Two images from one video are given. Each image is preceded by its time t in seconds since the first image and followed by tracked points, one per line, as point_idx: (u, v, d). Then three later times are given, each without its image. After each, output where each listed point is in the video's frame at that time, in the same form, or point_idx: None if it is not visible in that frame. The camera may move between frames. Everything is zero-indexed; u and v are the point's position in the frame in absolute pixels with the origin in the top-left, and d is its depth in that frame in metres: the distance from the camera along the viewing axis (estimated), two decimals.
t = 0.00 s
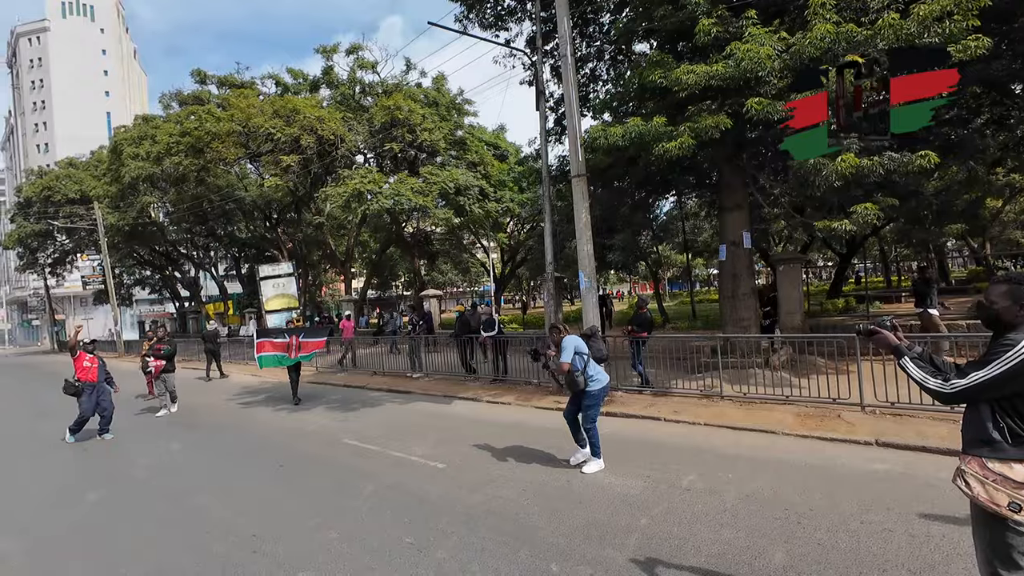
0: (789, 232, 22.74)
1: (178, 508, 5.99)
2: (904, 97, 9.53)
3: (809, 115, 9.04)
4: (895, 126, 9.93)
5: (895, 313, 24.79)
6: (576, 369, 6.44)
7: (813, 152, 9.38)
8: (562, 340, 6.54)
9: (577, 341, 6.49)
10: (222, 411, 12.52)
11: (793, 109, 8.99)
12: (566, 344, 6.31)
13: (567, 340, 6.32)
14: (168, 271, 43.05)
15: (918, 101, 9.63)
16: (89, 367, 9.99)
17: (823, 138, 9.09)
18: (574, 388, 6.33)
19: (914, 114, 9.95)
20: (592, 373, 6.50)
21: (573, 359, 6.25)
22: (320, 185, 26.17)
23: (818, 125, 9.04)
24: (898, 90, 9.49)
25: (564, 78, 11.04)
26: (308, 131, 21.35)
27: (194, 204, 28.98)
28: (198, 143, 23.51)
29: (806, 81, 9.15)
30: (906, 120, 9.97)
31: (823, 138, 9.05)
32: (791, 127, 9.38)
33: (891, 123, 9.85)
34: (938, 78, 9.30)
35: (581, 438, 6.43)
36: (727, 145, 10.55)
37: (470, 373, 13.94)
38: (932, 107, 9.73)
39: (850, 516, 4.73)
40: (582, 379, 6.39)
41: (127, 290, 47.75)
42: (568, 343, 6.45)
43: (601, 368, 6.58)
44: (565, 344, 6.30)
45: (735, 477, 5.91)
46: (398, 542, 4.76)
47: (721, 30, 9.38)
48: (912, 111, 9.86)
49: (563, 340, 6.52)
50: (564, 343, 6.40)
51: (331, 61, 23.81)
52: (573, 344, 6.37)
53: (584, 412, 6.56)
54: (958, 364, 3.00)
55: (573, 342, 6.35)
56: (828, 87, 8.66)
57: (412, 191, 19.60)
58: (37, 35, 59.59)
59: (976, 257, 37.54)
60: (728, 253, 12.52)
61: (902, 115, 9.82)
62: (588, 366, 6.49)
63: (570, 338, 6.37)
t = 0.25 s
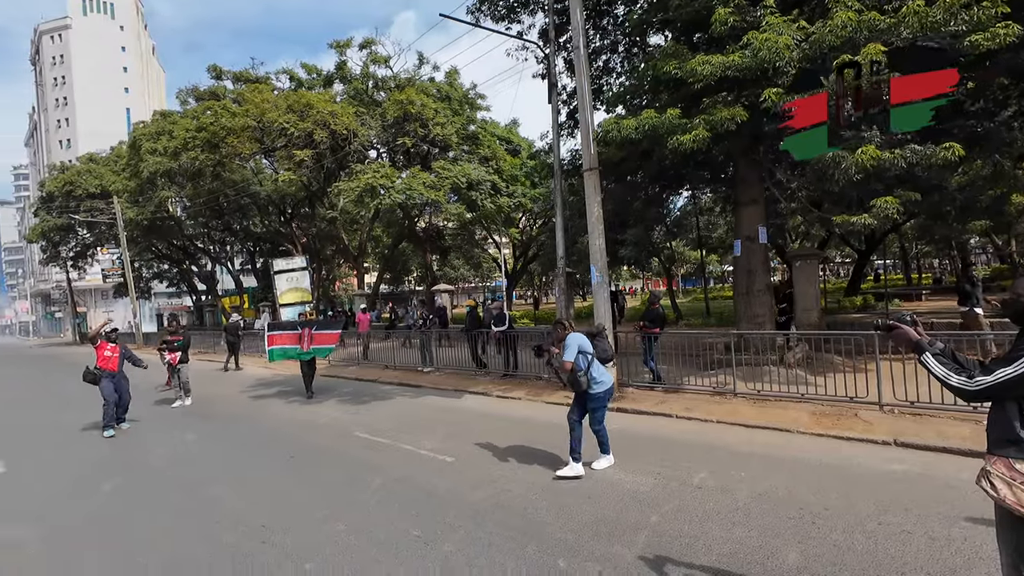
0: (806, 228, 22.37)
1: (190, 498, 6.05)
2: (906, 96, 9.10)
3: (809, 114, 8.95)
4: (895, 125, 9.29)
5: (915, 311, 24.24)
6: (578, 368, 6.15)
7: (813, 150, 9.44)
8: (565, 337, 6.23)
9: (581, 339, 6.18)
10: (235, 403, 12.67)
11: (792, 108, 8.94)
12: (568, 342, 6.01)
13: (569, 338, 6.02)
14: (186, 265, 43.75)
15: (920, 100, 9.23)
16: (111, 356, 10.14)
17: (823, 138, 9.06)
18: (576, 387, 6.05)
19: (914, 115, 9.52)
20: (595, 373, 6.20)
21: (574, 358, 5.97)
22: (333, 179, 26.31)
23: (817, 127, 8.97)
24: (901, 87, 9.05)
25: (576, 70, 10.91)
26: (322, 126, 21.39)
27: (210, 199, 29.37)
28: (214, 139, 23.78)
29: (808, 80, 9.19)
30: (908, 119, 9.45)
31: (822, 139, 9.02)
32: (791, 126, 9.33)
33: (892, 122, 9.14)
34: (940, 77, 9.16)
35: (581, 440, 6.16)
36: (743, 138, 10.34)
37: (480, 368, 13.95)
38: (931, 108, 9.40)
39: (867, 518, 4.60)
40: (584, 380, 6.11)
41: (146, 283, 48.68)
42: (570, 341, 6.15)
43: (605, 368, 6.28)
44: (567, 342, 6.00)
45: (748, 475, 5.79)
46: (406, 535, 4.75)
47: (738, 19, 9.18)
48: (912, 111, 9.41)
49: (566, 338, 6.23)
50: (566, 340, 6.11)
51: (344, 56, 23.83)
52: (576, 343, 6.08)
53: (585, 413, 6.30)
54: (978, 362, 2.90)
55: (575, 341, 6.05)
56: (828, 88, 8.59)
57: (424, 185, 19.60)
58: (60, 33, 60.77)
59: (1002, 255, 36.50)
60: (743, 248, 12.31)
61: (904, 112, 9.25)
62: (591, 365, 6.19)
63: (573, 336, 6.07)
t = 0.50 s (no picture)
0: (825, 224, 21.91)
1: (206, 488, 6.15)
2: (906, 97, 9.11)
3: (809, 115, 9.40)
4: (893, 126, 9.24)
5: (938, 310, 23.63)
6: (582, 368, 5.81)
7: (812, 148, 10.00)
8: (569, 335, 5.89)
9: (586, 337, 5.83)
10: (250, 396, 12.82)
11: (792, 109, 9.38)
12: (572, 341, 5.67)
13: (573, 336, 5.68)
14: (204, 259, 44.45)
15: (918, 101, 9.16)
16: (132, 357, 10.37)
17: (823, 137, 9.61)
18: (579, 389, 5.72)
19: (914, 116, 9.38)
20: (600, 374, 5.86)
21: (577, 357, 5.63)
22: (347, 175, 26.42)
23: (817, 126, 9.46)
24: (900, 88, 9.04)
25: (591, 63, 10.76)
26: (336, 121, 21.42)
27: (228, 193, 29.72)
28: (230, 134, 24.03)
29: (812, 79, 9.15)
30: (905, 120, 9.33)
31: (822, 138, 9.59)
32: (792, 126, 9.80)
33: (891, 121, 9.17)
34: (939, 77, 9.10)
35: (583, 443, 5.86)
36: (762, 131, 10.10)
37: (492, 364, 13.93)
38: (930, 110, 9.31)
39: (887, 521, 4.47)
40: (588, 381, 5.76)
41: (165, 277, 49.57)
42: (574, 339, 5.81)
43: (610, 370, 5.93)
44: (571, 341, 5.67)
45: (765, 476, 5.66)
46: (415, 530, 4.72)
47: (758, 9, 8.98)
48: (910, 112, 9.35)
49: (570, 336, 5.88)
50: (569, 339, 5.76)
51: (359, 51, 23.86)
52: (580, 341, 5.73)
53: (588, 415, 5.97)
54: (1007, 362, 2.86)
55: (579, 339, 5.71)
56: (828, 89, 8.95)
57: (438, 180, 19.59)
58: (82, 31, 61.90)
59: None
60: (760, 244, 12.08)
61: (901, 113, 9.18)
62: (595, 366, 5.85)
63: (578, 335, 5.73)
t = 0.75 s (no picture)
0: (845, 220, 21.45)
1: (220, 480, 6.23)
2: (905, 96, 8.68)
3: (809, 115, 9.03)
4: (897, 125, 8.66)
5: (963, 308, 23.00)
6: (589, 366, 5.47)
7: (812, 148, 9.71)
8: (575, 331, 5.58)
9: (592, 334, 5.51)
10: (266, 390, 12.99)
11: (792, 109, 9.00)
12: (577, 337, 5.35)
13: (578, 332, 5.38)
14: (222, 255, 45.18)
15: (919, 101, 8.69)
16: (155, 346, 10.55)
17: (823, 137, 9.29)
18: (585, 388, 5.38)
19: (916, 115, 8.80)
20: (608, 373, 5.51)
21: (583, 354, 5.32)
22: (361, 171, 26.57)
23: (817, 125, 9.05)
24: (897, 88, 8.63)
25: (605, 57, 10.63)
26: (350, 118, 21.50)
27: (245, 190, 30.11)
28: (247, 131, 24.29)
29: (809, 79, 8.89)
30: (909, 119, 8.74)
31: (822, 138, 9.26)
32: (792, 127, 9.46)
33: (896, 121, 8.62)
34: (937, 76, 8.75)
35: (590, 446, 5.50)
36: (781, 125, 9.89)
37: (504, 359, 13.92)
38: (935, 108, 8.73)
39: (909, 524, 4.34)
40: (595, 380, 5.42)
41: (185, 272, 50.53)
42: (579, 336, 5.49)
43: (618, 368, 5.57)
44: (576, 337, 5.36)
45: (781, 476, 5.54)
46: (425, 525, 4.72)
47: None
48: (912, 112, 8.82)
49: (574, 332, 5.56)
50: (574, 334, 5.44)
51: (373, 48, 23.91)
52: (586, 337, 5.42)
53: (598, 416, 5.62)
54: None
55: (584, 335, 5.38)
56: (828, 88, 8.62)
57: (451, 176, 19.60)
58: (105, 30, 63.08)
59: None
60: (778, 240, 11.87)
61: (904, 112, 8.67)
62: (602, 364, 5.51)
63: (582, 331, 5.42)
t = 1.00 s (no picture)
0: (867, 216, 20.94)
1: (235, 471, 6.35)
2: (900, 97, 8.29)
3: (809, 115, 8.93)
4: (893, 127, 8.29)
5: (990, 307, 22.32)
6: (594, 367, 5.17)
7: (812, 148, 9.67)
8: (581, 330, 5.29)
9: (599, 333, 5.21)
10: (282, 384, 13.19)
11: (793, 109, 8.80)
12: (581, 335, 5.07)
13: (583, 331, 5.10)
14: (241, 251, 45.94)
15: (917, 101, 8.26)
16: (177, 340, 10.84)
17: (823, 136, 9.27)
18: (589, 391, 5.07)
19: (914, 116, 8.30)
20: (615, 376, 5.19)
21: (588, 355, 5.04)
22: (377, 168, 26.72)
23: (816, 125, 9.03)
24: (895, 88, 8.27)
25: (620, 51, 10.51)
26: (366, 115, 21.59)
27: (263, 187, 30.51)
28: (265, 129, 24.54)
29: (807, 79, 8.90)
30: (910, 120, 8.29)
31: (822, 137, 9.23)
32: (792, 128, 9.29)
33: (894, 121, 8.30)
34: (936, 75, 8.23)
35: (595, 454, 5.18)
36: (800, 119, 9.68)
37: (517, 356, 13.91)
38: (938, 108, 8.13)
39: (928, 528, 4.23)
40: (600, 383, 5.11)
41: (206, 268, 51.53)
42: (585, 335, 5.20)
43: (626, 370, 5.23)
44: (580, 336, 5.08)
45: (796, 477, 5.44)
46: (435, 519, 4.75)
47: None
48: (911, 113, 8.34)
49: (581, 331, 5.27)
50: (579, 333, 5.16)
51: (389, 45, 23.98)
52: (591, 337, 5.12)
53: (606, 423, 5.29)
54: None
55: (590, 334, 5.10)
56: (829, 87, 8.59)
57: (465, 173, 19.62)
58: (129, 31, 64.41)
59: None
60: (796, 236, 11.64)
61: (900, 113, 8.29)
62: (610, 366, 5.19)
63: (588, 329, 5.14)
